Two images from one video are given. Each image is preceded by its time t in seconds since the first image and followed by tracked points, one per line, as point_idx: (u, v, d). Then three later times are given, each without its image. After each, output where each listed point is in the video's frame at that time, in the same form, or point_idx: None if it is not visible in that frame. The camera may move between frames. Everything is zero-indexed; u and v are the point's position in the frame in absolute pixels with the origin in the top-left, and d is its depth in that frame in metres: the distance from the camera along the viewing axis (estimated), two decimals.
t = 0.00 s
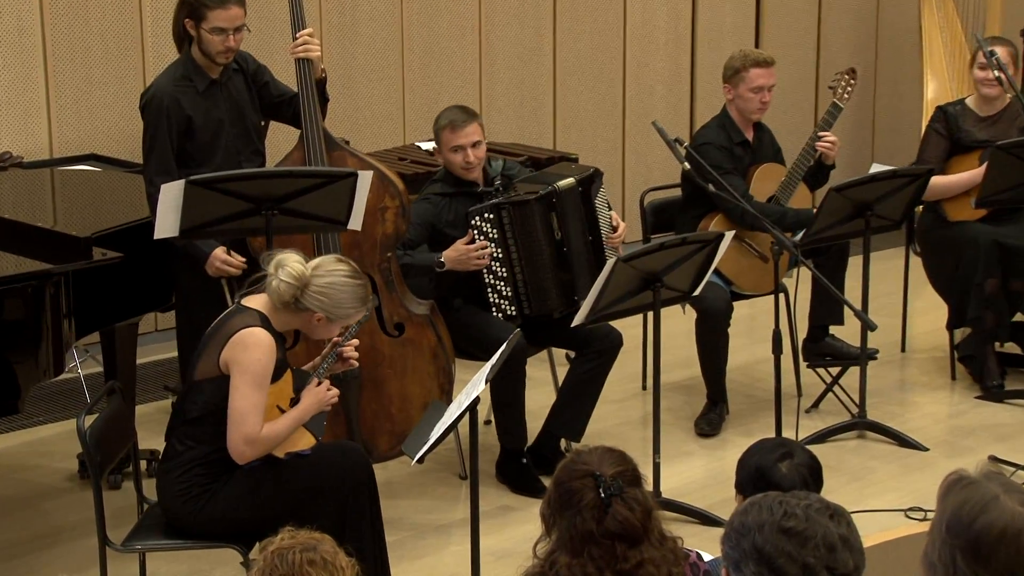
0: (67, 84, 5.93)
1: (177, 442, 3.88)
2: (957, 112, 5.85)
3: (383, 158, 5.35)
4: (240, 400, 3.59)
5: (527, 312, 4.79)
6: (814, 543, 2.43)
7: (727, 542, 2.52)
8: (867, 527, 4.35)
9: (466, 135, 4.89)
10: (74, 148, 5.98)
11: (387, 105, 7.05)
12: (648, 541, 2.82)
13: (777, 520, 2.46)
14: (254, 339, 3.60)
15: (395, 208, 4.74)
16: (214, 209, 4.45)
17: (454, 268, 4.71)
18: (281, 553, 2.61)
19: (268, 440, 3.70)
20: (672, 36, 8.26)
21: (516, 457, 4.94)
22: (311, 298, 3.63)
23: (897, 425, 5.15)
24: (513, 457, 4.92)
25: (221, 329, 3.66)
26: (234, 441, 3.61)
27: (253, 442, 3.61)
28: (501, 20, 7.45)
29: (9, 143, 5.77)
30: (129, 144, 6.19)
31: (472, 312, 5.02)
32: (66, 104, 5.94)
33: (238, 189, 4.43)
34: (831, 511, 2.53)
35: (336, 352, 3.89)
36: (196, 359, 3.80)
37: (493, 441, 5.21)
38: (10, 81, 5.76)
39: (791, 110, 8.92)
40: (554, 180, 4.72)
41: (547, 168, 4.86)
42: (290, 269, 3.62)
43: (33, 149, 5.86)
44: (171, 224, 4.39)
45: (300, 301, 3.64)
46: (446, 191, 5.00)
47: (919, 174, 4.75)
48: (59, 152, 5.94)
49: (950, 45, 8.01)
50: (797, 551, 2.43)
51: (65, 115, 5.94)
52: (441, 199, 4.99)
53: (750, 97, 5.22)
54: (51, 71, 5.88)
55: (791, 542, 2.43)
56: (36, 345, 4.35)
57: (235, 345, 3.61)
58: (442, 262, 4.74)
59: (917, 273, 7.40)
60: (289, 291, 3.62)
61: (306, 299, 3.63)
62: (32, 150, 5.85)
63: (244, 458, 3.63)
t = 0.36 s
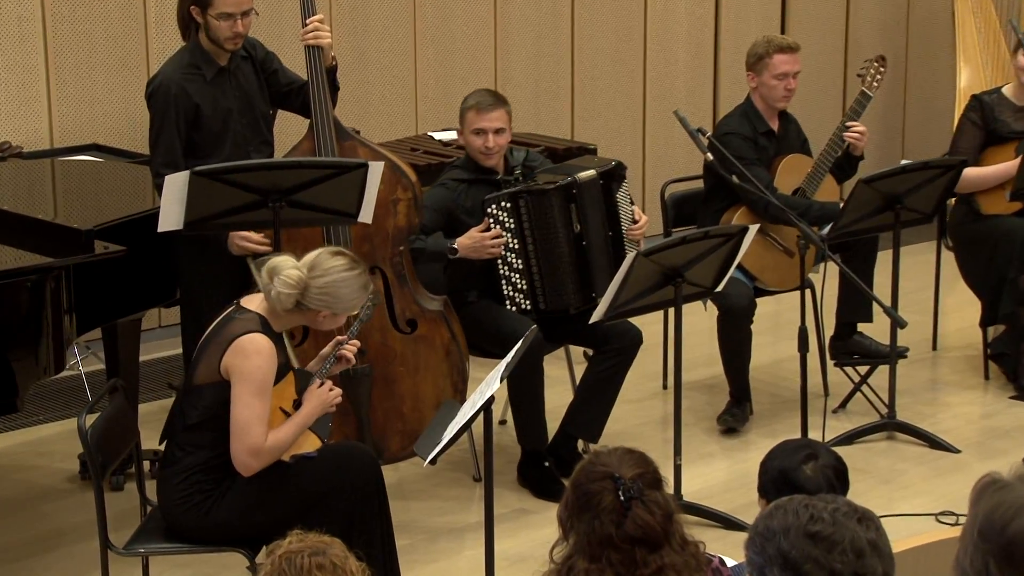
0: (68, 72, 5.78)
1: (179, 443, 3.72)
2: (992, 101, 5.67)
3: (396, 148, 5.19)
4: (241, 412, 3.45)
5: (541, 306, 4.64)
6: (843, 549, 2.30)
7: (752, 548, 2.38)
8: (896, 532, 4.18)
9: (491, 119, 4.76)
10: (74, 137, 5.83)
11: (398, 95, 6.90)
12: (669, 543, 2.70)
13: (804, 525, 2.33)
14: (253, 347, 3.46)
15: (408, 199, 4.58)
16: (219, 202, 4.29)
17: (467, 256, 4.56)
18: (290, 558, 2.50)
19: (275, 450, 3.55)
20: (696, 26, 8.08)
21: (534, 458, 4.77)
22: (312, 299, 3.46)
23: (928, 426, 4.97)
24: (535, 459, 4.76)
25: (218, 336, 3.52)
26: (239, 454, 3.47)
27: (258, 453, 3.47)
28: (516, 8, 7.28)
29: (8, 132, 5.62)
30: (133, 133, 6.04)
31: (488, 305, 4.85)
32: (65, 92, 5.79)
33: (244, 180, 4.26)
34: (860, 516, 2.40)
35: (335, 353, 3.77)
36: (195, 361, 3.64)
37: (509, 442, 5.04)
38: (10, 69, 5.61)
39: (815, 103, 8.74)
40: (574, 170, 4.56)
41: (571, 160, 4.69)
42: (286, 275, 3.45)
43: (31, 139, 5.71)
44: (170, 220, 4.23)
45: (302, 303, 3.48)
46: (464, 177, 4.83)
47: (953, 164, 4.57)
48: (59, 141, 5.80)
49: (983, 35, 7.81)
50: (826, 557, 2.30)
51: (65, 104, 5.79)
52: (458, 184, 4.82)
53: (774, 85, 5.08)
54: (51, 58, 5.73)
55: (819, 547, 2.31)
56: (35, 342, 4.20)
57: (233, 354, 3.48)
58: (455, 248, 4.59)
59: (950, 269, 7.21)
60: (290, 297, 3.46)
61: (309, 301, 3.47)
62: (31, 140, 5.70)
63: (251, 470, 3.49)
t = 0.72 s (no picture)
0: (68, 59, 5.64)
1: (179, 444, 3.56)
2: None
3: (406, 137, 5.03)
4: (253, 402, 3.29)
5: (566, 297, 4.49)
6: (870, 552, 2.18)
7: (775, 553, 2.27)
8: (926, 536, 4.01)
9: (524, 102, 4.63)
10: (75, 126, 5.69)
11: (409, 83, 6.75)
12: (688, 547, 2.70)
13: (830, 527, 2.22)
14: (248, 335, 3.29)
15: (420, 189, 4.41)
16: (224, 191, 4.12)
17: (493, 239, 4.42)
18: (298, 561, 2.40)
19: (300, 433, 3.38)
20: (719, 16, 7.91)
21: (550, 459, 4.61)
22: (280, 258, 3.33)
23: (960, 426, 4.80)
24: (557, 458, 4.60)
25: (208, 331, 3.34)
26: (260, 446, 3.30)
27: (280, 441, 3.30)
28: None
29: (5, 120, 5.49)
30: (136, 120, 5.90)
31: (508, 297, 4.70)
32: (66, 79, 5.64)
33: (249, 170, 4.11)
34: (889, 519, 2.28)
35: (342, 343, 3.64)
36: (193, 358, 3.48)
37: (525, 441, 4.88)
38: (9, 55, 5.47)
39: (841, 93, 8.56)
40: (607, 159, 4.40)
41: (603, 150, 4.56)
42: (245, 249, 3.32)
43: (29, 128, 5.56)
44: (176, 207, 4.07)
45: (274, 267, 3.35)
46: (494, 160, 4.68)
47: (986, 154, 4.42)
48: (58, 129, 5.65)
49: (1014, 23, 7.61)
50: (851, 560, 2.19)
51: (66, 92, 5.65)
52: (486, 166, 4.68)
53: (799, 72, 4.92)
54: (51, 44, 5.59)
55: (845, 550, 2.19)
56: (34, 336, 4.05)
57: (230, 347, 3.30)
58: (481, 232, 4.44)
59: (982, 263, 7.03)
60: (261, 270, 3.32)
61: (280, 262, 3.34)
62: (28, 128, 5.56)
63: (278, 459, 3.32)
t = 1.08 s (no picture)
0: (69, 47, 5.51)
1: (174, 448, 3.40)
2: None
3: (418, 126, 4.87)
4: (261, 408, 3.25)
5: (599, 289, 4.36)
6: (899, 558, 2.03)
7: (799, 558, 2.12)
8: (957, 542, 3.84)
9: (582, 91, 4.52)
10: (75, 116, 5.56)
11: (422, 72, 6.60)
12: (711, 553, 2.56)
13: (856, 532, 2.07)
14: (236, 339, 3.24)
15: (433, 182, 4.24)
16: (228, 181, 3.95)
17: (530, 230, 4.31)
18: (305, 565, 2.27)
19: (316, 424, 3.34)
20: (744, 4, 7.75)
21: (568, 461, 4.45)
22: (241, 242, 3.26)
23: (992, 427, 4.63)
24: (578, 458, 4.44)
25: (198, 339, 3.29)
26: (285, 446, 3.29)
27: (300, 436, 3.28)
28: None
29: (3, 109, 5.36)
30: (140, 109, 5.76)
31: (533, 287, 4.56)
32: (67, 68, 5.51)
33: (251, 161, 3.95)
34: (921, 522, 2.12)
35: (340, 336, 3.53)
36: (183, 361, 3.33)
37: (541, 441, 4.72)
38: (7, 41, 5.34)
39: (867, 83, 8.39)
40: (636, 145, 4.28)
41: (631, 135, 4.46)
42: (205, 241, 3.25)
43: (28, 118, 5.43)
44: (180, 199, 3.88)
45: (239, 253, 3.28)
46: (520, 147, 4.58)
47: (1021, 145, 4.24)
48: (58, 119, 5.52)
49: None
50: (880, 566, 2.03)
51: (66, 80, 5.51)
52: (516, 154, 4.57)
53: (823, 60, 4.76)
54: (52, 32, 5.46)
55: (873, 556, 2.03)
56: (31, 333, 3.90)
57: (226, 354, 3.25)
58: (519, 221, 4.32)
59: (1015, 258, 6.85)
60: (224, 257, 3.26)
61: (244, 247, 3.27)
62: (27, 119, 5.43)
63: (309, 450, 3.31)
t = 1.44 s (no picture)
0: (75, 31, 5.39)
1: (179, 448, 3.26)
2: None
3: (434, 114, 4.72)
4: (232, 417, 3.10)
5: (635, 278, 4.24)
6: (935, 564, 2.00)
7: (830, 563, 2.08)
8: (996, 548, 3.67)
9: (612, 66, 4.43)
10: (80, 102, 5.44)
11: (437, 57, 6.46)
12: (738, 556, 2.46)
13: (890, 535, 2.03)
14: (233, 340, 3.09)
15: (449, 170, 4.11)
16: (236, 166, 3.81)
17: (574, 217, 4.18)
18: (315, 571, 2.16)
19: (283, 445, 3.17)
20: None
21: (590, 462, 4.29)
22: (229, 226, 3.17)
23: None
24: (609, 454, 4.29)
25: (196, 332, 3.15)
26: (236, 463, 3.12)
27: (257, 461, 3.11)
28: None
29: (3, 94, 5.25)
30: (149, 96, 5.62)
31: (569, 280, 4.38)
32: (71, 52, 5.39)
33: (262, 148, 3.80)
34: (954, 525, 2.09)
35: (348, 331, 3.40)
36: (184, 357, 3.18)
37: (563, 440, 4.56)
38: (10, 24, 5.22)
39: (901, 72, 8.21)
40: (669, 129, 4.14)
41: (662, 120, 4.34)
42: (193, 225, 3.16)
43: (29, 102, 5.32)
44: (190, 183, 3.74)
45: (228, 239, 3.18)
46: (551, 133, 4.45)
47: None
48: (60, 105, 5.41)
49: None
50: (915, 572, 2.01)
51: (71, 65, 5.39)
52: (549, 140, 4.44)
53: (856, 47, 4.60)
54: (58, 16, 5.34)
55: (909, 562, 2.01)
56: (34, 326, 3.75)
57: (218, 350, 3.10)
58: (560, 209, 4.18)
59: None
60: (209, 242, 3.15)
61: (230, 232, 3.17)
62: (27, 103, 5.32)
63: (253, 479, 3.14)
